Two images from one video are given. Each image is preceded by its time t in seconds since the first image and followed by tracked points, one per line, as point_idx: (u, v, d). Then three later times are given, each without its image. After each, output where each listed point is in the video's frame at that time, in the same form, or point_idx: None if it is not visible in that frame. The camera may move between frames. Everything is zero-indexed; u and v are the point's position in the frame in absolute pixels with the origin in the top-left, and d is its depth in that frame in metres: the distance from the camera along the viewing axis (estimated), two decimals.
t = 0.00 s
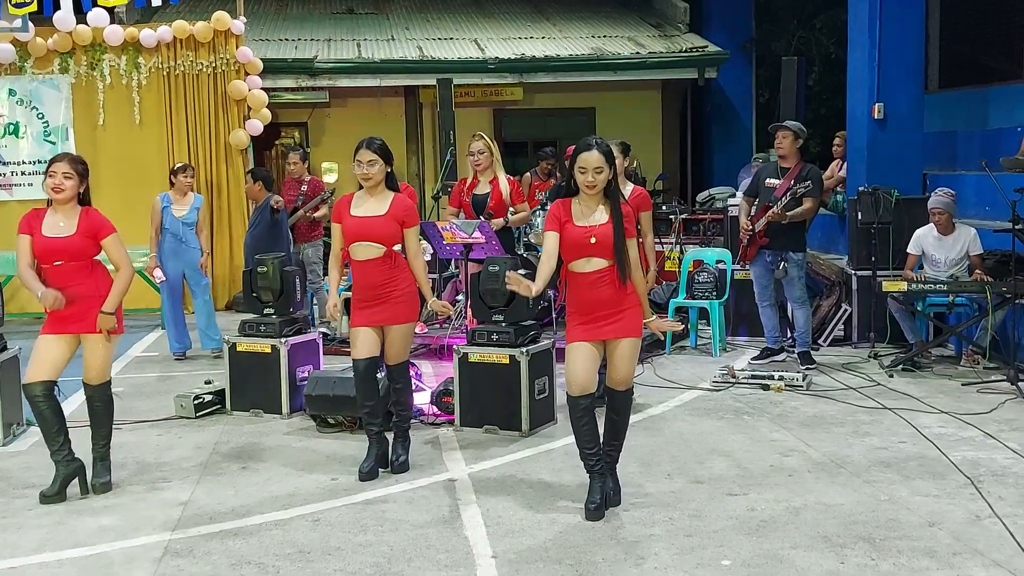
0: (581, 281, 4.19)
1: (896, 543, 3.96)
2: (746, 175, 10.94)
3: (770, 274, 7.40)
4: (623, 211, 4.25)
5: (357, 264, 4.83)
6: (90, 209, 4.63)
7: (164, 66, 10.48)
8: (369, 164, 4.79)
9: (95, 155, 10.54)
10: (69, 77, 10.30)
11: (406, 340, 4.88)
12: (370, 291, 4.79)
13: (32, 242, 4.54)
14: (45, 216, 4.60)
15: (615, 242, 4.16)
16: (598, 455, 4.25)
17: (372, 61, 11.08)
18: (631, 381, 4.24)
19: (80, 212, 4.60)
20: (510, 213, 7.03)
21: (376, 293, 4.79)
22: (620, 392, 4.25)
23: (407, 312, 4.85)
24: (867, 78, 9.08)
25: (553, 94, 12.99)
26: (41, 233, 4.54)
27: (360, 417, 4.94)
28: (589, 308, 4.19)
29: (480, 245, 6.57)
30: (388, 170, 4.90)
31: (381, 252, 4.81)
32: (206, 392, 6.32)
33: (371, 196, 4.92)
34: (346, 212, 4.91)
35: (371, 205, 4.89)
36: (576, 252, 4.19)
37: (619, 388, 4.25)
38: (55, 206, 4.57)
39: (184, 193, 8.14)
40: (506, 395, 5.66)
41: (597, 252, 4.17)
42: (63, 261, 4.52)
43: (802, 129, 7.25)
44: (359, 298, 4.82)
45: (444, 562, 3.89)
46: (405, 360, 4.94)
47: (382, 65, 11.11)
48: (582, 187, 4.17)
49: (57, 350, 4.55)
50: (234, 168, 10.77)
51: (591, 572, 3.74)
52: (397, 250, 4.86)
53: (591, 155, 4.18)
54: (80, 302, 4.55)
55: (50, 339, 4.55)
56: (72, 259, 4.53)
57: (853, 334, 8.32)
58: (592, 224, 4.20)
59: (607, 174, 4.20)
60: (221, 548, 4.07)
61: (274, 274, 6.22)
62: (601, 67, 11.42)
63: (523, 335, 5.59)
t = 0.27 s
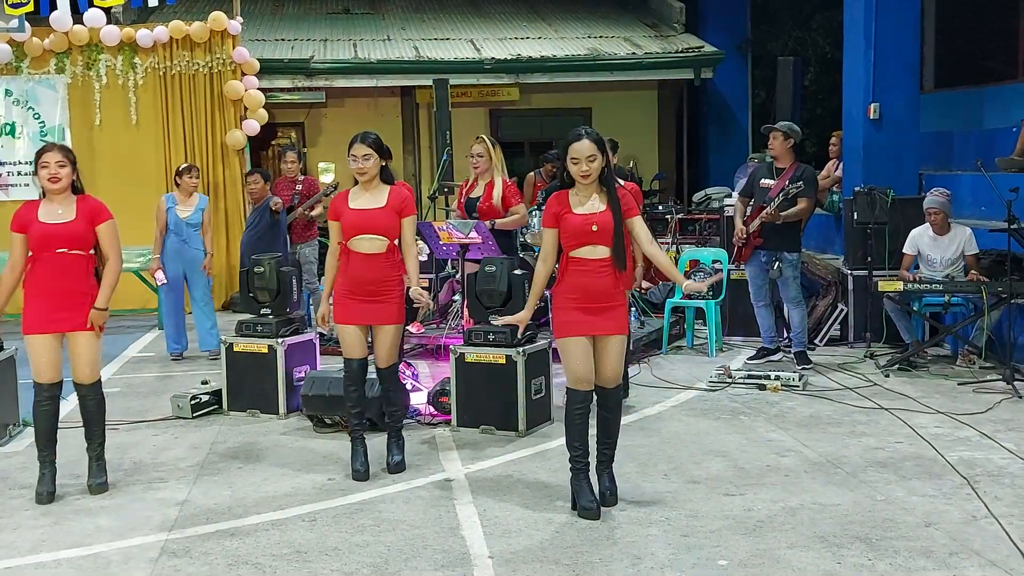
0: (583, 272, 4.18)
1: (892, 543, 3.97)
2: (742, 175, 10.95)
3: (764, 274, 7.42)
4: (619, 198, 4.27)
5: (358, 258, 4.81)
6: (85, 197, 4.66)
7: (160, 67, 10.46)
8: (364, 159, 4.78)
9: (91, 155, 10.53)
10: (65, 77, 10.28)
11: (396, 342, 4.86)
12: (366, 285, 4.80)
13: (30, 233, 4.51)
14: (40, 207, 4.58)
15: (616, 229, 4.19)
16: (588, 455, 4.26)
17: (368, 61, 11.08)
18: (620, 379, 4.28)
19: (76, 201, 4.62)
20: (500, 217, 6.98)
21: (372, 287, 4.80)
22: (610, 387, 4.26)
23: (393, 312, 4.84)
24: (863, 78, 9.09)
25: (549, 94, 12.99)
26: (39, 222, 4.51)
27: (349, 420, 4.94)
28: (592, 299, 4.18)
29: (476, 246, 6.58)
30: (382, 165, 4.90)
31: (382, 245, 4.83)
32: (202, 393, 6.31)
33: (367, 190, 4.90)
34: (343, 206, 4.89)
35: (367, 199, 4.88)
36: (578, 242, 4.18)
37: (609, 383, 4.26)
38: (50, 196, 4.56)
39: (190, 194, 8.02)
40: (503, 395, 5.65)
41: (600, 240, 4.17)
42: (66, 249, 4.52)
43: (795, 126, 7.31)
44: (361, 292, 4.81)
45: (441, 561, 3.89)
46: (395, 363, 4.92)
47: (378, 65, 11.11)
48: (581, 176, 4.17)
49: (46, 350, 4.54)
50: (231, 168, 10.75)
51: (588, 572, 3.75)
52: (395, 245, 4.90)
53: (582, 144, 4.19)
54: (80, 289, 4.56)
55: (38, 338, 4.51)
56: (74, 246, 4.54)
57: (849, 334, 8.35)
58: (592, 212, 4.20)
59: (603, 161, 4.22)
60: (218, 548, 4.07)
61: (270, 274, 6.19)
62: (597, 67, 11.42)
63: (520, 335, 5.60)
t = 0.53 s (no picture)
0: (589, 279, 4.17)
1: (888, 542, 3.97)
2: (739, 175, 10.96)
3: (760, 275, 7.42)
4: (617, 205, 4.30)
5: (358, 263, 4.80)
6: (80, 205, 4.67)
7: (156, 67, 10.47)
8: (359, 162, 4.78)
9: (87, 156, 10.50)
10: (61, 77, 10.25)
11: (386, 346, 4.85)
12: (362, 291, 4.79)
13: (29, 240, 4.49)
14: (36, 213, 4.55)
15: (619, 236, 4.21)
16: (581, 453, 4.26)
17: (365, 61, 11.07)
18: (617, 391, 4.24)
19: (72, 209, 4.62)
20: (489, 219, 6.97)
21: (368, 292, 4.80)
22: (610, 400, 4.22)
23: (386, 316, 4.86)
24: (859, 78, 9.10)
25: (545, 94, 12.99)
26: (39, 230, 4.50)
27: (343, 420, 4.94)
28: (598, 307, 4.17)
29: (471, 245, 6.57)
30: (376, 169, 4.89)
31: (383, 252, 4.84)
32: (199, 393, 6.30)
33: (364, 195, 4.89)
34: (342, 213, 4.85)
35: (365, 204, 4.87)
36: (585, 249, 4.17)
37: (608, 397, 4.22)
38: (48, 203, 4.55)
39: (196, 197, 8.06)
40: (499, 395, 5.65)
41: (604, 247, 4.17)
42: (67, 258, 4.54)
43: (790, 126, 7.27)
44: (362, 298, 4.80)
45: (437, 561, 3.89)
46: (384, 367, 4.89)
47: (375, 65, 11.10)
48: (585, 182, 4.18)
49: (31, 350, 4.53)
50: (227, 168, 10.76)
51: (584, 572, 3.75)
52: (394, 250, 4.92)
53: (579, 151, 4.22)
54: (72, 300, 4.57)
55: (23, 338, 4.51)
56: (75, 256, 4.56)
57: (845, 334, 8.33)
58: (595, 219, 4.21)
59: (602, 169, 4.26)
60: (214, 548, 4.07)
61: (266, 274, 6.25)
62: (594, 67, 11.42)
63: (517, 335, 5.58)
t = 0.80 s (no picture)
0: (570, 276, 4.20)
1: (884, 542, 3.97)
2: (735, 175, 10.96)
3: (757, 274, 7.42)
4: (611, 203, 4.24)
5: (354, 259, 4.82)
6: (79, 199, 4.63)
7: (152, 66, 10.46)
8: (360, 156, 4.78)
9: (83, 155, 10.47)
10: (57, 76, 10.22)
11: (397, 342, 4.89)
12: (360, 287, 4.79)
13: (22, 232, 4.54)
14: (32, 208, 4.58)
15: (603, 235, 4.16)
16: (588, 453, 4.25)
17: (361, 61, 11.06)
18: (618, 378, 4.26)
19: (69, 203, 4.60)
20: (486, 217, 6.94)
21: (369, 289, 4.79)
22: (607, 388, 4.25)
23: (391, 311, 4.83)
24: (855, 78, 9.11)
25: (542, 94, 12.99)
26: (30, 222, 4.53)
27: (347, 421, 4.95)
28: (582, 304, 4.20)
29: (467, 245, 6.56)
30: (380, 166, 4.90)
31: (378, 247, 4.83)
32: (195, 393, 6.30)
33: (364, 189, 4.89)
34: (340, 207, 4.88)
35: (364, 198, 4.87)
36: (566, 247, 4.19)
37: (607, 385, 4.25)
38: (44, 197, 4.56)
39: (202, 199, 7.94)
40: (495, 395, 5.65)
41: (586, 245, 4.17)
42: (54, 251, 4.51)
43: (785, 126, 7.20)
44: (360, 295, 4.79)
45: (434, 561, 3.89)
46: (395, 361, 4.95)
47: (371, 65, 11.10)
48: (573, 174, 4.18)
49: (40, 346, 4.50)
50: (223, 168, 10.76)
51: (581, 572, 3.75)
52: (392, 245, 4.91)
53: (580, 141, 4.21)
54: (69, 294, 4.54)
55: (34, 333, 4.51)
56: (64, 248, 4.52)
57: (841, 334, 8.36)
58: (579, 217, 4.20)
59: (596, 165, 4.21)
60: (210, 548, 4.06)
61: (261, 273, 6.27)
62: (590, 67, 11.42)
63: (512, 335, 5.59)
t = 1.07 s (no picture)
0: (563, 277, 4.18)
1: (879, 542, 3.98)
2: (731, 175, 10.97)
3: (754, 274, 7.43)
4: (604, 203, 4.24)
5: (351, 261, 4.80)
6: (77, 204, 4.62)
7: (147, 66, 10.43)
8: (358, 158, 4.77)
9: (78, 155, 10.46)
10: (52, 76, 10.21)
11: (394, 340, 4.89)
12: (358, 288, 4.78)
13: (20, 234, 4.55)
14: (31, 211, 4.59)
15: (595, 234, 4.14)
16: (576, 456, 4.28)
17: (357, 61, 11.04)
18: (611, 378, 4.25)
19: (67, 207, 4.59)
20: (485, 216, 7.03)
21: (366, 290, 4.78)
22: (600, 387, 4.25)
23: (392, 310, 4.84)
24: (851, 79, 9.11)
25: (538, 94, 12.99)
26: (29, 225, 4.54)
27: (342, 420, 4.94)
28: (576, 304, 4.18)
29: (463, 245, 6.57)
30: (377, 167, 4.89)
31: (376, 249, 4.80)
32: (191, 393, 6.29)
33: (363, 191, 4.88)
34: (339, 209, 4.86)
35: (363, 200, 4.86)
36: (559, 247, 4.17)
37: (597, 383, 4.25)
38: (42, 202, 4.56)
39: (203, 202, 7.91)
40: (491, 395, 5.65)
41: (579, 245, 4.15)
42: (48, 254, 4.50)
43: (784, 126, 7.32)
44: (355, 296, 4.79)
45: (430, 562, 3.88)
46: (391, 360, 4.95)
47: (367, 65, 11.08)
48: (565, 174, 4.19)
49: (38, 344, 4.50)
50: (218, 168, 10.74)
51: (577, 572, 3.75)
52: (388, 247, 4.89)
53: (570, 142, 4.21)
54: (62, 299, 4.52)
55: (31, 333, 4.50)
56: (58, 252, 4.50)
57: (838, 334, 8.38)
58: (572, 217, 4.19)
59: (587, 166, 4.21)
60: (206, 549, 4.05)
61: (258, 275, 6.18)
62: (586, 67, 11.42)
63: (509, 335, 5.61)
